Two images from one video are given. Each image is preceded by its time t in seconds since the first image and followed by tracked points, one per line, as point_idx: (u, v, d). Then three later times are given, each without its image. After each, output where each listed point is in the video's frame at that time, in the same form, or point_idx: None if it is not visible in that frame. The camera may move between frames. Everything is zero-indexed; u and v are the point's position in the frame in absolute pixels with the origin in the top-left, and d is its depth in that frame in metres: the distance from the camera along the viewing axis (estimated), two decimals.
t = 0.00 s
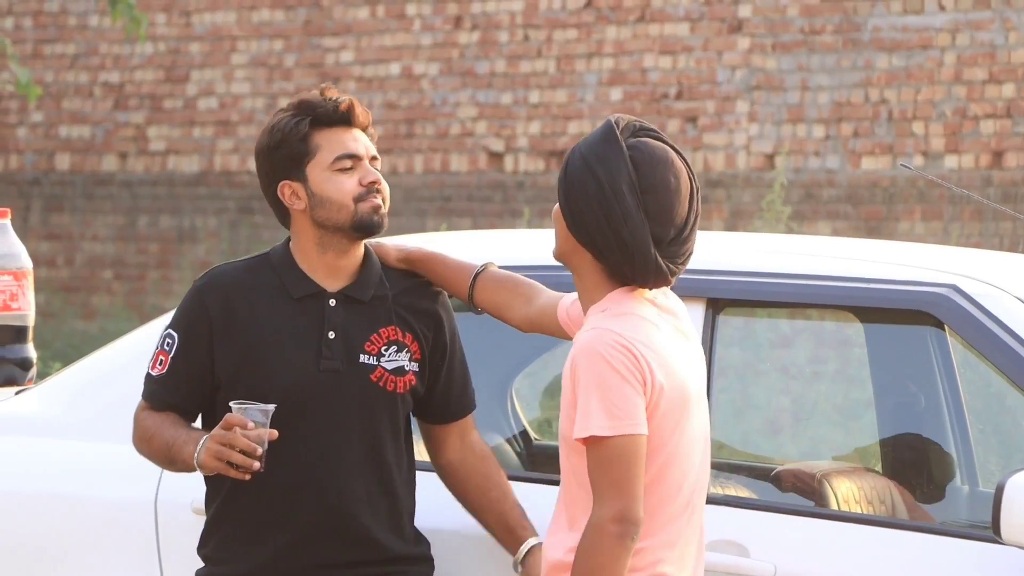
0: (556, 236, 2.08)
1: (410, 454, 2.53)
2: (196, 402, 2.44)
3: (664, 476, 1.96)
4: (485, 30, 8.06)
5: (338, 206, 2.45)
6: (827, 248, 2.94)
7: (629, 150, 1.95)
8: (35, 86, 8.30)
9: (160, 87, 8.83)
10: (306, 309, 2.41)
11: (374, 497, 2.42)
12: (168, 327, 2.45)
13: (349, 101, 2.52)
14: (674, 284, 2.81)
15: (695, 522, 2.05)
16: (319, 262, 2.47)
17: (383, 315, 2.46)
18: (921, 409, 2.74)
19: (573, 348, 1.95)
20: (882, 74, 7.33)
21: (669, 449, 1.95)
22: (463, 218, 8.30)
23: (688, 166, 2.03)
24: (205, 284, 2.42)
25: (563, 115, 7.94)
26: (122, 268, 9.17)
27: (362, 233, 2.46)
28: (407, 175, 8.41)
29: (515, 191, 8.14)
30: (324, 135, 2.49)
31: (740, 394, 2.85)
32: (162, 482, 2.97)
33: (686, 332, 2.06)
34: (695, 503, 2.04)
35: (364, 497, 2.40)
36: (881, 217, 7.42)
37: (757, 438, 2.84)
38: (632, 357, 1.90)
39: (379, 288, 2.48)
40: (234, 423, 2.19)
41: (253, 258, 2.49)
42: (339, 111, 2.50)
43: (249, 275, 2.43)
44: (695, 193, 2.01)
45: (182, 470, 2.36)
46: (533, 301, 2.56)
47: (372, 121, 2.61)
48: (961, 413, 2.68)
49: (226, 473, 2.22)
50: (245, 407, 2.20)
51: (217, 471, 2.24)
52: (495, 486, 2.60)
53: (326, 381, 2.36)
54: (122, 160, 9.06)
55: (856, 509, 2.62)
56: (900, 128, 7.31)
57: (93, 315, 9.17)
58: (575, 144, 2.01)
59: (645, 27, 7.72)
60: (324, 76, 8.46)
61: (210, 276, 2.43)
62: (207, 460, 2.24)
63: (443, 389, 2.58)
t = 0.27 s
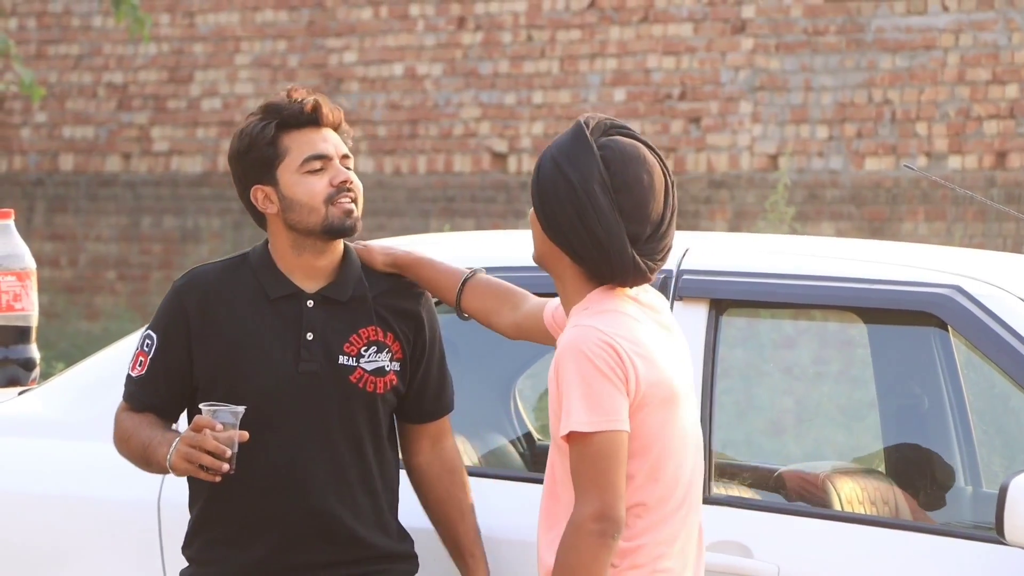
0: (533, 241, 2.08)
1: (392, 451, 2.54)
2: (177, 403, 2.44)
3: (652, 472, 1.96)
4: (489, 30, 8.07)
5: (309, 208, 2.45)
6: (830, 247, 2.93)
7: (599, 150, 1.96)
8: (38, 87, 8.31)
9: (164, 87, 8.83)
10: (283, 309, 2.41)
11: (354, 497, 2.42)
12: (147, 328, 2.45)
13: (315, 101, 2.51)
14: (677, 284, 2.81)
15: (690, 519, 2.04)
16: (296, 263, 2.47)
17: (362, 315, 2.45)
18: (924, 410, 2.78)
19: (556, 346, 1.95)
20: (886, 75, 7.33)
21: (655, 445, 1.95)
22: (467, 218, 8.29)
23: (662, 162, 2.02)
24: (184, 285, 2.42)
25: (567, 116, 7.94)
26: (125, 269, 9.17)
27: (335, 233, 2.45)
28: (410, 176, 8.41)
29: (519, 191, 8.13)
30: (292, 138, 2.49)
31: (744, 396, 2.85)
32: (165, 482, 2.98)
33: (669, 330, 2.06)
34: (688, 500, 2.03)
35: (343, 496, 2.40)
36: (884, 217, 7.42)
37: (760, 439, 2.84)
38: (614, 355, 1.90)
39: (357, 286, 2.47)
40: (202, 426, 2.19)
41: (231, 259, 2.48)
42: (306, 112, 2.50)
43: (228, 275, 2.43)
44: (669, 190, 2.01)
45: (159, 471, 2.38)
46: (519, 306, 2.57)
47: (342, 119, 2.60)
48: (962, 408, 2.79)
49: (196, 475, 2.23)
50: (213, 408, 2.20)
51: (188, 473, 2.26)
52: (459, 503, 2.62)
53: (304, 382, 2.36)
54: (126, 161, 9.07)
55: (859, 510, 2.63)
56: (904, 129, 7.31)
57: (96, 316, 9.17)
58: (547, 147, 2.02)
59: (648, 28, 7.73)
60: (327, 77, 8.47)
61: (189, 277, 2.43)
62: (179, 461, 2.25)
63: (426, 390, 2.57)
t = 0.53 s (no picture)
0: (508, 247, 2.06)
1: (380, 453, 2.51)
2: (166, 403, 2.45)
3: (634, 473, 1.95)
4: (492, 31, 8.07)
5: (300, 237, 2.43)
6: (834, 249, 2.94)
7: (565, 148, 1.96)
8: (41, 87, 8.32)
9: (167, 88, 8.84)
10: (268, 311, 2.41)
11: (341, 497, 2.41)
12: (135, 327, 2.45)
13: (328, 132, 2.44)
14: (679, 286, 2.81)
15: (678, 517, 2.03)
16: (278, 276, 2.45)
17: (349, 316, 2.46)
18: (927, 412, 2.77)
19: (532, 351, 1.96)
20: (889, 76, 7.32)
21: (636, 444, 1.94)
22: (470, 219, 8.29)
23: (628, 157, 2.02)
24: (172, 284, 2.43)
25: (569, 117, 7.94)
26: (128, 270, 9.18)
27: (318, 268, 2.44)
28: (413, 176, 8.41)
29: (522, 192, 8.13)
30: (298, 164, 2.42)
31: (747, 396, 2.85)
32: (167, 483, 2.98)
33: (649, 329, 2.05)
34: (675, 497, 2.02)
35: (329, 497, 2.39)
36: (886, 218, 7.42)
37: (763, 440, 2.84)
38: (587, 357, 1.90)
39: (344, 289, 2.47)
40: (201, 422, 2.19)
41: (220, 259, 2.50)
42: (316, 143, 2.42)
43: (216, 275, 2.44)
44: (639, 185, 2.01)
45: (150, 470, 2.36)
46: (505, 314, 2.57)
47: (353, 136, 2.53)
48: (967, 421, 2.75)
49: (193, 473, 2.22)
50: (211, 405, 2.21)
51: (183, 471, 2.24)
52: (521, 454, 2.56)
53: (290, 383, 2.36)
54: (129, 162, 9.08)
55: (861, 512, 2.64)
56: (907, 130, 7.30)
57: (99, 317, 9.17)
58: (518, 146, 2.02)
59: (651, 29, 7.72)
60: (330, 78, 8.47)
61: (177, 276, 2.44)
62: (174, 459, 2.24)
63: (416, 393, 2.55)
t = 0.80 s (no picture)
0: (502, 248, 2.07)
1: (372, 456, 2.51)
2: (152, 400, 2.47)
3: (627, 476, 1.95)
4: (494, 33, 8.07)
5: (292, 242, 2.43)
6: (840, 250, 2.94)
7: (556, 150, 1.96)
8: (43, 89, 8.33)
9: (169, 89, 8.85)
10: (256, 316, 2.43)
11: (325, 501, 2.41)
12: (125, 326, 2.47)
13: (331, 139, 2.45)
14: (682, 287, 2.81)
15: (670, 520, 2.03)
16: (270, 279, 2.47)
17: (335, 323, 2.47)
18: (931, 412, 2.77)
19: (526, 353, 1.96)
20: (891, 78, 7.32)
21: (629, 448, 1.94)
22: (472, 221, 8.28)
23: (621, 157, 2.03)
24: (162, 282, 2.45)
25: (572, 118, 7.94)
26: (130, 271, 9.18)
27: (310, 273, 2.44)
28: (415, 178, 8.41)
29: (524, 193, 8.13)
30: (297, 169, 2.44)
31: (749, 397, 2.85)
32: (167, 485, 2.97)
33: (644, 332, 2.05)
34: (667, 500, 2.02)
35: (313, 501, 2.40)
36: (889, 220, 7.42)
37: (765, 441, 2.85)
38: (580, 360, 1.90)
39: (332, 297, 2.48)
40: (189, 417, 2.20)
41: (211, 260, 2.52)
42: (318, 149, 2.43)
43: (205, 277, 2.47)
44: (631, 185, 2.01)
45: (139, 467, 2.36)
46: (499, 316, 2.52)
47: (357, 147, 2.54)
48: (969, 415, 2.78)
49: (182, 467, 2.23)
50: (200, 401, 2.22)
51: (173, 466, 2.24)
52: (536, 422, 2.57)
53: (275, 389, 2.38)
54: (131, 163, 9.08)
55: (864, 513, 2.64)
56: (909, 131, 7.30)
57: (101, 318, 9.18)
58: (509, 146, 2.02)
59: (653, 30, 7.72)
60: (332, 79, 8.48)
61: (167, 275, 2.47)
62: (163, 454, 2.24)
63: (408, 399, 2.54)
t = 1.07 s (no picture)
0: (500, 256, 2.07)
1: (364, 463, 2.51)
2: (144, 405, 2.47)
3: (626, 481, 1.95)
4: (496, 37, 8.08)
5: (273, 243, 2.41)
6: (843, 255, 2.93)
7: (551, 154, 1.96)
8: (46, 94, 8.34)
9: (171, 94, 8.86)
10: (246, 322, 2.41)
11: (316, 508, 2.40)
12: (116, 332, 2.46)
13: (306, 137, 2.43)
14: (684, 292, 2.80)
15: (671, 525, 2.03)
16: (259, 283, 2.44)
17: (327, 329, 2.44)
18: (934, 417, 2.78)
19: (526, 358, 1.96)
20: (894, 83, 7.32)
21: (629, 453, 1.94)
22: (474, 225, 8.28)
23: (617, 161, 2.03)
24: (153, 289, 2.45)
25: (574, 123, 7.94)
26: (133, 276, 9.19)
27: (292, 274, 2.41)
28: (417, 183, 8.41)
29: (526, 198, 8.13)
30: (274, 169, 2.42)
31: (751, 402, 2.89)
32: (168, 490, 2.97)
33: (645, 336, 2.05)
34: (667, 505, 2.01)
35: (306, 507, 2.39)
36: (892, 225, 7.40)
37: (767, 445, 2.87)
38: (579, 365, 1.90)
39: (324, 304, 2.45)
40: (183, 414, 2.19)
41: (200, 267, 2.51)
42: (294, 148, 2.42)
43: (195, 282, 2.46)
44: (629, 189, 2.01)
45: (134, 469, 2.37)
46: (499, 324, 2.53)
47: (339, 147, 2.52)
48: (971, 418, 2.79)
49: (178, 465, 2.22)
50: (193, 396, 2.21)
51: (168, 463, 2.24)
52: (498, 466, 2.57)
53: (264, 396, 2.36)
54: (133, 168, 9.09)
55: (867, 519, 2.62)
56: (911, 136, 7.30)
57: (103, 323, 9.18)
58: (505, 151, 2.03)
59: (655, 35, 7.73)
60: (334, 84, 8.49)
61: (158, 282, 2.46)
62: (158, 451, 2.24)
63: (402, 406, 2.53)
